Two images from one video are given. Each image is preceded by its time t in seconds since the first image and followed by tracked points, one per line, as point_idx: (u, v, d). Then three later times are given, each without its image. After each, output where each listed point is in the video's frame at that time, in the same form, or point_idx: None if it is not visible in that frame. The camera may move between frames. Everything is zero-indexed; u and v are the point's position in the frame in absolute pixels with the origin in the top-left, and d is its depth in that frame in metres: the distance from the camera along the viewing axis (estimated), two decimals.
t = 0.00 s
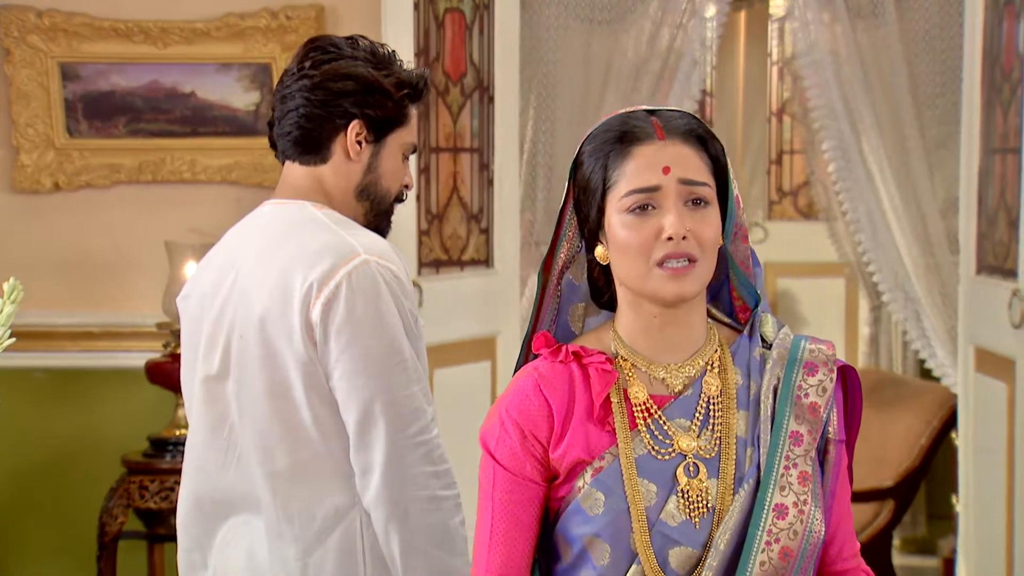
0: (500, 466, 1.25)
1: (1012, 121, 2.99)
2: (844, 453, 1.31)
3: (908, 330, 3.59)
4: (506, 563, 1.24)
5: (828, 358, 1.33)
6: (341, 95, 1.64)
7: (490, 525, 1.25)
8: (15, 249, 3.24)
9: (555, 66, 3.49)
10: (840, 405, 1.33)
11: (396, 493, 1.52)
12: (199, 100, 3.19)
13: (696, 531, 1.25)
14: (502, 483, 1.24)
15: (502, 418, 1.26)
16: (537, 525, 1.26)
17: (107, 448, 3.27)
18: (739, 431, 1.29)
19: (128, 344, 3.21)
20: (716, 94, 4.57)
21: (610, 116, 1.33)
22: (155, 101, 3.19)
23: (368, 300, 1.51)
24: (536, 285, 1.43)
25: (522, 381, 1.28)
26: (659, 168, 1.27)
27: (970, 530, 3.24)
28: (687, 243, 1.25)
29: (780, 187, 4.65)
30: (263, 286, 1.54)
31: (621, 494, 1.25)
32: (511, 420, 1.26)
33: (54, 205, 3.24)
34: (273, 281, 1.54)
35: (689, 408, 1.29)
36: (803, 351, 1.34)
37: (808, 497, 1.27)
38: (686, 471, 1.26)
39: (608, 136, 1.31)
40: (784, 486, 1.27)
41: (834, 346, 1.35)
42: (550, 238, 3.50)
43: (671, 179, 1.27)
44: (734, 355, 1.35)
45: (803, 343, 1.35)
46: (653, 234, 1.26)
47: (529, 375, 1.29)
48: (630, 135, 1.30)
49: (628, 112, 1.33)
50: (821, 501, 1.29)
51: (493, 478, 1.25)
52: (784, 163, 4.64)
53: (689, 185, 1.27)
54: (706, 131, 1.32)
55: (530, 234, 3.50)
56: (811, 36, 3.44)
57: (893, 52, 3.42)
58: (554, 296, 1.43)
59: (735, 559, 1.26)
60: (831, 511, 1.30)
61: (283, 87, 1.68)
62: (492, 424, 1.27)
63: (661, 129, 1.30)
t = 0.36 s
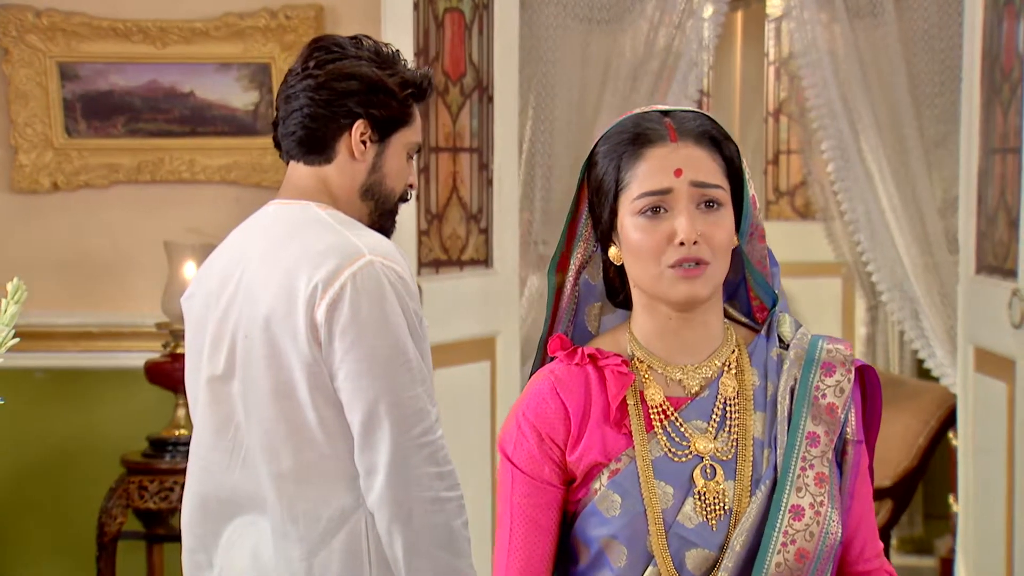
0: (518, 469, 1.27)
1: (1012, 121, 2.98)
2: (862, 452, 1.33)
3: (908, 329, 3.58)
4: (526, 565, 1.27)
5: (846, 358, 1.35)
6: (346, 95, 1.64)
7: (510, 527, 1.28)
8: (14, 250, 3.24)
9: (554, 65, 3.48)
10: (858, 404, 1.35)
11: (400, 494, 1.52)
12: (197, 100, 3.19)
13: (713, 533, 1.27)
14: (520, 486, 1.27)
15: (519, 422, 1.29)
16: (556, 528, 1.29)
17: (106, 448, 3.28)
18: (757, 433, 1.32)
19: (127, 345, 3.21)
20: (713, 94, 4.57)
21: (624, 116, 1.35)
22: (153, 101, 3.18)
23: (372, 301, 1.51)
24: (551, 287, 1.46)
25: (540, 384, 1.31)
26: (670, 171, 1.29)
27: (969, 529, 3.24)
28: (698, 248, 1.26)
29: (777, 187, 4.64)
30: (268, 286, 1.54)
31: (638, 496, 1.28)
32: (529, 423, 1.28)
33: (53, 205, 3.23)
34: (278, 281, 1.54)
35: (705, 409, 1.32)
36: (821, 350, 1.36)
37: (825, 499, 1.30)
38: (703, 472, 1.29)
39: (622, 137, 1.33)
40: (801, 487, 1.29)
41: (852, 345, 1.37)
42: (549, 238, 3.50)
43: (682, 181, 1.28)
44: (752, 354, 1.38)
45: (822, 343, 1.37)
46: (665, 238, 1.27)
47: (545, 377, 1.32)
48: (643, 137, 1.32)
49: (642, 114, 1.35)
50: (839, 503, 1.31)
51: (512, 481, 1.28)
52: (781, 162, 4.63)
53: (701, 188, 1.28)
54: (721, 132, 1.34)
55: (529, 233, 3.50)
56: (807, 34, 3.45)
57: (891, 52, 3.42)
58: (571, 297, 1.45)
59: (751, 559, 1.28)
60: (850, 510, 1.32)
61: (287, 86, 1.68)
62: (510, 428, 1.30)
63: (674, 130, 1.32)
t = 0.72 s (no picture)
0: (531, 470, 1.28)
1: (1008, 121, 2.98)
2: (876, 454, 1.34)
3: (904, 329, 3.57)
4: (540, 566, 1.27)
5: (860, 360, 1.36)
6: (344, 95, 1.64)
7: (523, 529, 1.28)
8: (10, 249, 3.23)
9: (550, 65, 3.47)
10: (872, 405, 1.36)
11: (399, 494, 1.52)
12: (194, 99, 3.18)
13: (725, 535, 1.28)
14: (534, 487, 1.28)
15: (532, 424, 1.30)
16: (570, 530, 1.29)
17: (103, 448, 3.27)
18: (770, 434, 1.32)
19: (124, 344, 3.21)
20: (708, 93, 4.56)
21: (638, 116, 1.36)
22: (150, 101, 3.18)
23: (371, 301, 1.51)
24: (564, 289, 1.47)
25: (553, 384, 1.32)
26: (687, 170, 1.29)
27: (966, 528, 3.24)
28: (716, 247, 1.27)
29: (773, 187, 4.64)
30: (267, 287, 1.54)
31: (651, 498, 1.28)
32: (542, 424, 1.30)
33: (49, 205, 3.23)
34: (277, 282, 1.54)
35: (718, 411, 1.32)
36: (836, 352, 1.37)
37: (836, 501, 1.30)
38: (716, 474, 1.29)
39: (637, 138, 1.33)
40: (812, 489, 1.29)
41: (866, 347, 1.38)
42: (546, 239, 3.50)
43: (699, 180, 1.29)
44: (766, 355, 1.38)
45: (835, 344, 1.38)
46: (682, 238, 1.28)
47: (558, 378, 1.33)
48: (659, 137, 1.32)
49: (656, 114, 1.35)
50: (852, 505, 1.32)
51: (525, 482, 1.29)
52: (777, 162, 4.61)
53: (719, 188, 1.29)
54: (737, 132, 1.34)
55: (525, 234, 3.50)
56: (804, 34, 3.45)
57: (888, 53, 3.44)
58: (583, 300, 1.47)
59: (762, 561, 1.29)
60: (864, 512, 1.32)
61: (286, 86, 1.69)
62: (523, 429, 1.31)
63: (690, 130, 1.32)
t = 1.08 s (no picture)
0: (532, 472, 1.28)
1: (998, 122, 2.98)
2: (878, 457, 1.33)
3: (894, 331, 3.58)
4: (541, 568, 1.27)
5: (862, 362, 1.35)
6: (333, 96, 1.63)
7: (524, 531, 1.28)
8: None
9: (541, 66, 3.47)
10: (874, 407, 1.35)
11: (389, 494, 1.52)
12: (185, 100, 3.17)
13: (725, 538, 1.28)
14: (535, 489, 1.28)
15: (533, 425, 1.30)
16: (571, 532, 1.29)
17: (93, 449, 3.26)
18: (771, 437, 1.32)
19: (113, 346, 3.19)
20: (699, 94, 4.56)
21: (641, 117, 1.36)
22: (140, 101, 3.17)
23: (362, 301, 1.51)
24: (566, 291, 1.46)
25: (554, 386, 1.32)
26: (689, 166, 1.29)
27: (956, 528, 3.25)
28: (718, 243, 1.27)
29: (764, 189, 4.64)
30: (257, 287, 1.53)
31: (650, 501, 1.28)
32: (542, 426, 1.30)
33: (39, 206, 3.22)
34: (266, 282, 1.53)
35: (720, 413, 1.32)
36: (838, 354, 1.36)
37: (836, 505, 1.29)
38: (717, 477, 1.29)
39: (638, 137, 1.34)
40: (812, 492, 1.29)
41: (868, 349, 1.37)
42: (537, 240, 3.50)
43: (701, 177, 1.29)
44: (767, 357, 1.38)
45: (837, 347, 1.37)
46: (683, 235, 1.28)
47: (559, 379, 1.33)
48: (661, 135, 1.32)
49: (658, 116, 1.35)
50: (853, 508, 1.31)
51: (526, 483, 1.29)
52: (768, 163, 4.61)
53: (721, 184, 1.29)
54: (739, 132, 1.34)
55: (516, 235, 3.50)
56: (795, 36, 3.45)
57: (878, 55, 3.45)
58: (584, 302, 1.46)
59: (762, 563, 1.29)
60: (866, 515, 1.32)
61: (274, 88, 1.68)
62: (525, 431, 1.31)
63: (692, 129, 1.32)
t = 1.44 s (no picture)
0: (537, 472, 1.28)
1: (994, 123, 2.99)
2: (883, 456, 1.32)
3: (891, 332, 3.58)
4: (546, 568, 1.27)
5: (866, 361, 1.35)
6: (329, 97, 1.63)
7: (529, 531, 1.28)
8: None
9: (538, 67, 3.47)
10: (879, 407, 1.34)
11: (386, 495, 1.52)
12: (181, 101, 3.17)
13: (730, 537, 1.27)
14: (540, 489, 1.27)
15: (537, 425, 1.29)
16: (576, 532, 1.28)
17: (90, 450, 3.26)
18: (776, 435, 1.31)
19: (110, 347, 3.19)
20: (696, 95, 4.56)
21: (645, 118, 1.36)
22: (137, 103, 3.17)
23: (358, 302, 1.51)
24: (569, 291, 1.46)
25: (558, 385, 1.31)
26: (695, 166, 1.29)
27: (953, 529, 3.25)
28: (724, 243, 1.26)
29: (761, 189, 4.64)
30: (253, 288, 1.54)
31: (655, 499, 1.27)
32: (546, 425, 1.29)
33: (36, 207, 3.21)
34: (263, 283, 1.53)
35: (724, 411, 1.31)
36: (841, 353, 1.35)
37: (841, 503, 1.28)
38: (721, 476, 1.28)
39: (643, 137, 1.33)
40: (817, 491, 1.28)
41: (872, 348, 1.37)
42: (534, 241, 3.50)
43: (707, 177, 1.29)
44: (771, 357, 1.37)
45: (841, 346, 1.36)
46: (689, 235, 1.28)
47: (563, 379, 1.32)
48: (666, 136, 1.32)
49: (662, 117, 1.34)
50: (857, 507, 1.30)
51: (530, 483, 1.28)
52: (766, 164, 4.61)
53: (727, 185, 1.29)
54: (744, 132, 1.34)
55: (512, 236, 3.50)
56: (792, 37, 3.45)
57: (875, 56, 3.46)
58: (587, 304, 1.46)
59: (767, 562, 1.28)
60: (871, 515, 1.31)
61: (270, 89, 1.68)
62: (529, 431, 1.30)
63: (697, 129, 1.32)
